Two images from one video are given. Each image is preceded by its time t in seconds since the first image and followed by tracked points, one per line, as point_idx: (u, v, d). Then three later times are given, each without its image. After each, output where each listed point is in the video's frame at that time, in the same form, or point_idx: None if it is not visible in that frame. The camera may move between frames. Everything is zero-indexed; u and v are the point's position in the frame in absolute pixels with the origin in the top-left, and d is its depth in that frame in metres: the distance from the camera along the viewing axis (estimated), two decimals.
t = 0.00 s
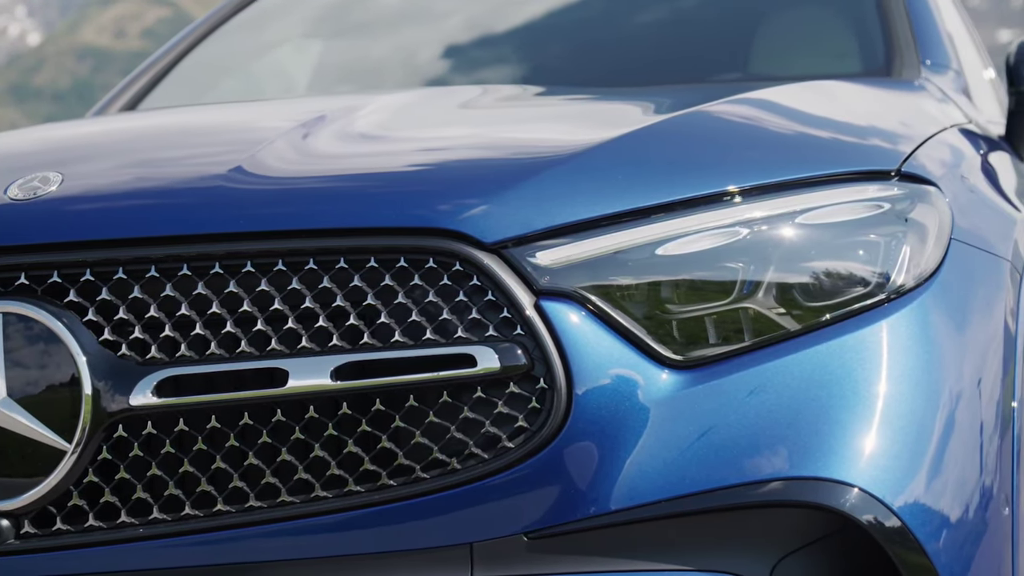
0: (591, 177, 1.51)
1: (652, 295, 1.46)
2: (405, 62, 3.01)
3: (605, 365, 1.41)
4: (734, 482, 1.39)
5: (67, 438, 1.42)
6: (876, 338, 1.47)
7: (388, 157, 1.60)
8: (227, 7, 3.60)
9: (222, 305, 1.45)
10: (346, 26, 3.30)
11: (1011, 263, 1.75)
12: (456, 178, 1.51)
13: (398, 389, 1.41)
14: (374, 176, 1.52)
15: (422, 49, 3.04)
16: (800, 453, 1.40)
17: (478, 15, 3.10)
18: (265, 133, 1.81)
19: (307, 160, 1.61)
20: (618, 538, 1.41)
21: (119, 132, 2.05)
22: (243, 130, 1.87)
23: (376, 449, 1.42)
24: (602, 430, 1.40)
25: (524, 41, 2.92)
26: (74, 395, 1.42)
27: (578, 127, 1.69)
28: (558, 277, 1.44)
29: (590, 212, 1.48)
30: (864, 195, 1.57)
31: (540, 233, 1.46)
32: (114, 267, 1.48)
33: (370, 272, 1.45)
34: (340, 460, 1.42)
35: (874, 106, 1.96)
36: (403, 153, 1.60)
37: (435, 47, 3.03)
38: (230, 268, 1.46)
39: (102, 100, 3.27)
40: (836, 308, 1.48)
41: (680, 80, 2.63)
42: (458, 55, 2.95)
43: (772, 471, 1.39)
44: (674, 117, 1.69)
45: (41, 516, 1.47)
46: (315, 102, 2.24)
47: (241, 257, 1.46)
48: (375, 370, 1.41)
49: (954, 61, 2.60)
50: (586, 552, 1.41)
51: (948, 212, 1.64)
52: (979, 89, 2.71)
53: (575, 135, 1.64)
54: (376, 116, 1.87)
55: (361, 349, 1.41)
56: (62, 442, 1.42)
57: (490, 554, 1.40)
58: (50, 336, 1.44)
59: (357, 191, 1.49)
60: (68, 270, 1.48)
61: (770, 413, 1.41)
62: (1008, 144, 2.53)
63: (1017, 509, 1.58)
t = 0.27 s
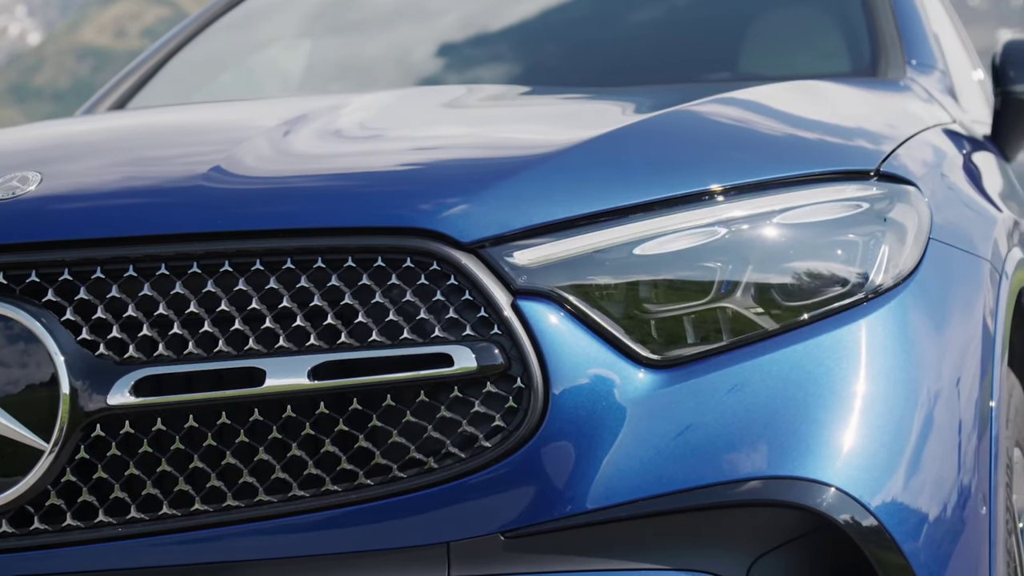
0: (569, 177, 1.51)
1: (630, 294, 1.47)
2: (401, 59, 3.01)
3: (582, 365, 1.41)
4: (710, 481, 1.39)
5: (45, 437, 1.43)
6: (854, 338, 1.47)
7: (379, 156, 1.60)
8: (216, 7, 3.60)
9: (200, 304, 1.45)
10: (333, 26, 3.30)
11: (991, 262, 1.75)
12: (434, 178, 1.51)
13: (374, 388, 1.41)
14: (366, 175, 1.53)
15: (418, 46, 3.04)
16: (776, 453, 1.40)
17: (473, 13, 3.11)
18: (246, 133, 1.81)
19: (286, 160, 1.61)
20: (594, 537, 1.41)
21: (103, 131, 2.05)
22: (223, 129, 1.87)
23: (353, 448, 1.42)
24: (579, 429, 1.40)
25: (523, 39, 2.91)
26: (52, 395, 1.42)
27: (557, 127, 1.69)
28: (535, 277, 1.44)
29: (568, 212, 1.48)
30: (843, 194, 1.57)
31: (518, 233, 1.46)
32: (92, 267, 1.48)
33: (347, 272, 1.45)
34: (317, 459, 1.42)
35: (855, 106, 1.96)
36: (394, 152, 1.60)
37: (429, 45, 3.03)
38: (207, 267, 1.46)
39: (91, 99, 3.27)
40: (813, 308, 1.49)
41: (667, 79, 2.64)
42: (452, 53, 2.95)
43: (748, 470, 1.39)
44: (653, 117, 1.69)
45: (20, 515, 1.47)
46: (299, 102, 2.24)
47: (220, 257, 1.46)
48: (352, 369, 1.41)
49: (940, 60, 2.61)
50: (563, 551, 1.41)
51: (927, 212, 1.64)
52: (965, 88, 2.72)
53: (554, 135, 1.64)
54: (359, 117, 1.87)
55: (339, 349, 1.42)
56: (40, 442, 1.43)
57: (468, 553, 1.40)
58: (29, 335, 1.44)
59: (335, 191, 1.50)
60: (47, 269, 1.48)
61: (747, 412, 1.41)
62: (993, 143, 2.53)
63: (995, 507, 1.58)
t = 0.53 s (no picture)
0: (551, 177, 1.51)
1: (612, 294, 1.47)
2: (398, 58, 3.01)
3: (563, 365, 1.41)
4: (689, 480, 1.39)
5: (26, 437, 1.43)
6: (835, 337, 1.47)
7: (378, 154, 1.59)
8: (206, 7, 3.60)
9: (181, 304, 1.45)
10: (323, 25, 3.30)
11: (974, 262, 1.75)
12: (416, 178, 1.51)
13: (354, 388, 1.41)
14: (363, 174, 1.52)
15: (416, 45, 3.04)
16: (756, 452, 1.40)
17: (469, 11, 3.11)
18: (228, 133, 1.81)
19: (268, 160, 1.61)
20: (574, 537, 1.41)
21: (87, 130, 2.05)
22: (205, 129, 1.87)
23: (334, 448, 1.42)
24: (559, 429, 1.40)
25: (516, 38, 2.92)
26: (34, 394, 1.42)
27: (540, 127, 1.69)
28: (516, 276, 1.44)
29: (548, 212, 1.49)
30: (825, 194, 1.58)
31: (499, 233, 1.46)
32: (74, 266, 1.48)
33: (329, 271, 1.45)
34: (298, 459, 1.42)
35: (839, 105, 1.96)
36: (389, 152, 1.60)
37: (430, 44, 3.02)
38: (189, 267, 1.46)
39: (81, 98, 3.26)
40: (795, 308, 1.49)
41: (655, 79, 2.64)
42: (449, 51, 2.95)
43: (728, 469, 1.40)
44: (635, 117, 1.69)
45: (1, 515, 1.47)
46: (284, 102, 2.24)
47: (201, 256, 1.46)
48: (333, 369, 1.42)
49: (928, 60, 2.61)
50: (543, 550, 1.41)
51: (910, 211, 1.65)
52: (953, 88, 2.72)
53: (536, 135, 1.64)
54: (341, 118, 1.87)
55: (320, 349, 1.42)
56: (21, 441, 1.43)
57: (449, 552, 1.40)
58: (12, 335, 1.44)
59: (317, 190, 1.49)
60: (28, 268, 1.48)
61: (727, 411, 1.41)
62: (980, 143, 2.54)
63: (976, 506, 1.58)
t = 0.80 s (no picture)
0: (529, 177, 1.52)
1: (590, 294, 1.48)
2: (391, 55, 3.01)
3: (540, 365, 1.42)
4: (666, 480, 1.40)
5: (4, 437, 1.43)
6: (812, 337, 1.48)
7: (367, 154, 1.60)
8: (195, 6, 3.60)
9: (159, 304, 1.45)
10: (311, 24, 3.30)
11: (954, 262, 1.76)
12: (395, 178, 1.51)
13: (331, 388, 1.42)
14: (351, 174, 1.52)
15: (407, 43, 3.04)
16: (734, 451, 1.40)
17: (461, 9, 3.11)
18: (209, 133, 1.81)
19: (247, 160, 1.61)
20: (550, 536, 1.42)
21: (69, 130, 2.05)
22: (187, 129, 1.87)
23: (311, 447, 1.42)
24: (536, 429, 1.40)
25: (510, 35, 2.92)
26: (11, 394, 1.43)
27: (519, 128, 1.70)
28: (493, 276, 1.44)
29: (526, 211, 1.49)
30: (804, 194, 1.58)
31: (477, 232, 1.46)
32: (52, 266, 1.48)
33: (306, 271, 1.45)
34: (275, 458, 1.43)
35: (819, 105, 1.97)
36: (382, 152, 1.60)
37: (421, 41, 3.03)
38: (167, 267, 1.46)
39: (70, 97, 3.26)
40: (773, 308, 1.49)
41: (641, 79, 2.64)
42: (443, 50, 2.95)
43: (704, 469, 1.40)
44: (615, 117, 1.69)
45: None
46: (269, 102, 2.25)
47: (179, 256, 1.46)
48: (311, 369, 1.42)
49: (914, 60, 2.61)
50: (519, 550, 1.42)
51: (889, 211, 1.65)
52: (939, 88, 2.72)
53: (515, 135, 1.64)
54: (322, 119, 1.88)
55: (297, 349, 1.42)
56: None
57: (425, 552, 1.40)
58: None
59: (295, 190, 1.50)
60: (8, 268, 1.49)
61: (704, 411, 1.41)
62: (965, 144, 2.54)
63: (954, 505, 1.59)
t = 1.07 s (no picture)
0: (507, 178, 1.52)
1: (568, 294, 1.48)
2: (385, 54, 3.00)
3: (516, 365, 1.42)
4: (641, 480, 1.40)
5: None
6: (789, 337, 1.48)
7: (360, 154, 1.60)
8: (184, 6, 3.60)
9: (136, 304, 1.45)
10: (298, 24, 3.30)
11: (933, 262, 1.76)
12: (372, 179, 1.51)
13: (308, 387, 1.42)
14: (339, 175, 1.52)
15: (402, 41, 3.03)
16: (710, 451, 1.41)
17: (457, 8, 3.10)
18: (190, 133, 1.81)
19: (226, 159, 1.61)
20: (526, 536, 1.42)
21: (52, 129, 2.05)
22: (167, 129, 1.87)
23: (288, 447, 1.42)
24: (512, 429, 1.41)
25: (507, 35, 2.89)
26: None
27: (499, 128, 1.70)
28: (469, 276, 1.44)
29: (504, 211, 1.49)
30: (782, 194, 1.59)
31: (454, 233, 1.46)
32: (29, 266, 1.48)
33: (283, 271, 1.45)
34: (251, 458, 1.43)
35: (802, 105, 1.97)
36: (376, 152, 1.60)
37: (416, 39, 3.02)
38: (144, 267, 1.46)
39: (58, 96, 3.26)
40: (750, 308, 1.50)
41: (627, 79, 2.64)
42: (439, 47, 2.94)
43: (680, 469, 1.40)
44: (594, 117, 1.70)
45: None
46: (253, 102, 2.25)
47: (156, 256, 1.46)
48: (287, 369, 1.42)
49: (899, 60, 2.61)
50: (495, 549, 1.42)
51: (868, 211, 1.65)
52: (925, 88, 2.72)
53: (494, 135, 1.65)
54: (304, 119, 1.88)
55: (273, 349, 1.42)
56: None
57: (402, 551, 1.41)
58: None
59: (272, 191, 1.50)
60: None
61: (679, 411, 1.41)
62: (951, 144, 2.54)
63: (931, 506, 1.59)
